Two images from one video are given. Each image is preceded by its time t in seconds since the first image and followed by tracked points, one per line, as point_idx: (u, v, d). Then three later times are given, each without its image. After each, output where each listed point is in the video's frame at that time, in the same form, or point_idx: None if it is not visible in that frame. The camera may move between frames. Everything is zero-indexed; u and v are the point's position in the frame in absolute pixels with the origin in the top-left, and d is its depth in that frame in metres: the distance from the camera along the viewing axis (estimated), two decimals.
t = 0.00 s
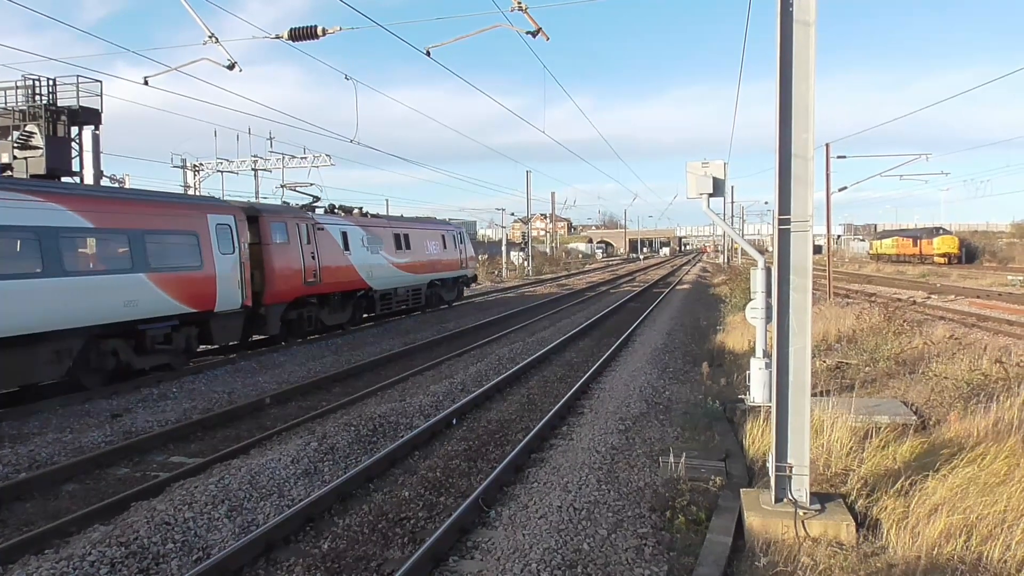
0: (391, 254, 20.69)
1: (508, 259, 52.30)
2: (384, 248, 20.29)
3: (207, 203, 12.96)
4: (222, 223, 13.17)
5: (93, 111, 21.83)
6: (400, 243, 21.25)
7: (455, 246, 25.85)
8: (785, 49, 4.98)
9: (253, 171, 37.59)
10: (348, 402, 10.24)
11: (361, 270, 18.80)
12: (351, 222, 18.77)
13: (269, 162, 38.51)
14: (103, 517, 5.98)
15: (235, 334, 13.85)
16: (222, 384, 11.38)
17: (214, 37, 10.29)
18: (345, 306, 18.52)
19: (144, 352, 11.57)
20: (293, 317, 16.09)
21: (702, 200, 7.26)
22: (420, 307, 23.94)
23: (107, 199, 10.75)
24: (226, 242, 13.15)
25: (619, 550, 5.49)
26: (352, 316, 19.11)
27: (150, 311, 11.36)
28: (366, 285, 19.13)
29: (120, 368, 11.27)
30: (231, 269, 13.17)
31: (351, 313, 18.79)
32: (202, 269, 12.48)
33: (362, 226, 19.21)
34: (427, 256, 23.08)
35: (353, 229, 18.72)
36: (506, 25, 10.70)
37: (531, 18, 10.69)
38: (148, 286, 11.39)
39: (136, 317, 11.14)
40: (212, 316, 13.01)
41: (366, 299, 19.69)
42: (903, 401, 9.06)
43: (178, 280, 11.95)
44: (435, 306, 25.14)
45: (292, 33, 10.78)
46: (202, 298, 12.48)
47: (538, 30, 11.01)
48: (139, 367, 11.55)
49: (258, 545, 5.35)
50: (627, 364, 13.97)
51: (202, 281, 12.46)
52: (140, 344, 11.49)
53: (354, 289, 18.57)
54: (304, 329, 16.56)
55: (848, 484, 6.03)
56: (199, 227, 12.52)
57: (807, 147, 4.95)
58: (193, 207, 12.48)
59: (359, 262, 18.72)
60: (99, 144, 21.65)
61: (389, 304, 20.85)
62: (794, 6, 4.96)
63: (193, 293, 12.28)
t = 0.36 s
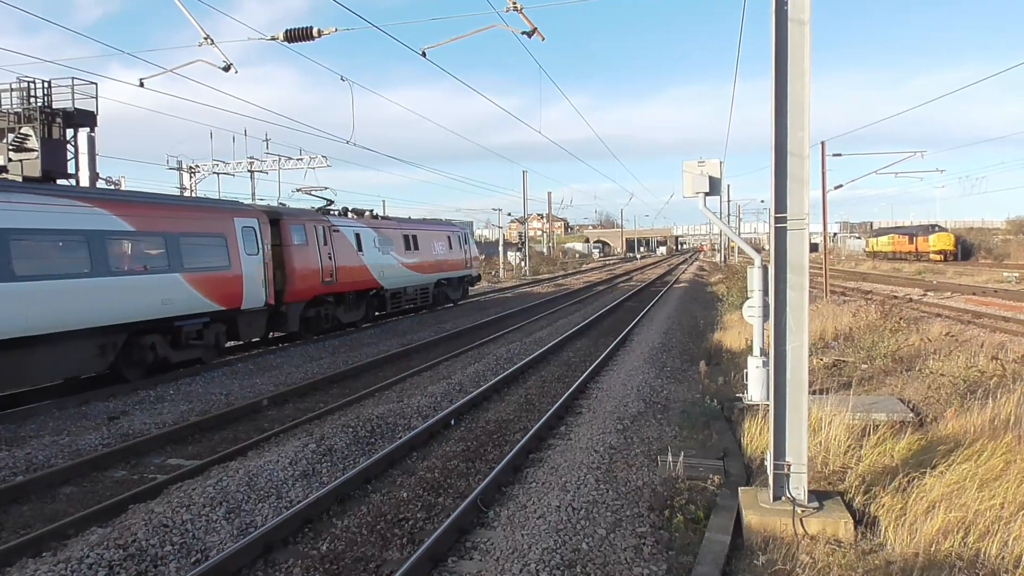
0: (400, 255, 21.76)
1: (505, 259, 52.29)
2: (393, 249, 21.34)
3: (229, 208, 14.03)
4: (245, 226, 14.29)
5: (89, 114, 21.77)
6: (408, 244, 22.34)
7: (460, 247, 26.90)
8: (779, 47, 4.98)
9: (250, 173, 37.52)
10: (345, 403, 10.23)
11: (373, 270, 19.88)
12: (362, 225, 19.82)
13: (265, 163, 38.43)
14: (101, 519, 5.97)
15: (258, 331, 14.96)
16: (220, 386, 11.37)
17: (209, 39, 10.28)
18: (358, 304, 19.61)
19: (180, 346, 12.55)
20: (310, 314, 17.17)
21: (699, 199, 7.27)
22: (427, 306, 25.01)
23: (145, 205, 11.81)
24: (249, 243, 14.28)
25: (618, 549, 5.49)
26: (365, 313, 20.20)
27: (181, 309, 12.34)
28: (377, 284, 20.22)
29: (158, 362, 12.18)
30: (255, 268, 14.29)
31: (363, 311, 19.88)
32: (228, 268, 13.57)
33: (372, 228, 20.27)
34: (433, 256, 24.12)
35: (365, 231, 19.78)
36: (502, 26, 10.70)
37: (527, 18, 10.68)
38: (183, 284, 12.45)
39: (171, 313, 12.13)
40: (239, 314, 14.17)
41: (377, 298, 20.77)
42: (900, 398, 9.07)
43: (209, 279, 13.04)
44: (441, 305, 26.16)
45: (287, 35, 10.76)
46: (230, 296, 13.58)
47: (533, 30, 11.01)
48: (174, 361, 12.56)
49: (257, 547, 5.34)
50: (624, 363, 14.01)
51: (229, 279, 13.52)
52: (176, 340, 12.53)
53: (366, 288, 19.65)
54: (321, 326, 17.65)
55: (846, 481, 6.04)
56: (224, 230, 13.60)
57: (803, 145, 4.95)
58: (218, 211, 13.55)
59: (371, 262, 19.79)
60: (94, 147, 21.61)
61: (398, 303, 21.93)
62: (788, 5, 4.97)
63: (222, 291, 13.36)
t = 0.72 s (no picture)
0: (412, 255, 22.63)
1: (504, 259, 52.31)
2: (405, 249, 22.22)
3: (257, 211, 14.78)
4: (271, 227, 15.13)
5: (87, 114, 21.75)
6: (419, 244, 23.23)
7: (467, 247, 27.77)
8: (777, 47, 4.99)
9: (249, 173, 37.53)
10: (345, 404, 10.24)
11: (387, 270, 20.74)
12: (376, 226, 20.70)
13: (264, 164, 38.43)
14: (100, 521, 5.97)
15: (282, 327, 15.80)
16: (219, 387, 11.38)
17: (208, 40, 10.28)
18: (373, 302, 20.47)
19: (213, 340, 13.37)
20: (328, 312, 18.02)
21: (698, 199, 7.27)
22: (435, 305, 25.86)
23: (177, 208, 12.52)
24: (275, 244, 15.11)
25: (618, 549, 5.49)
26: (379, 311, 21.07)
27: (207, 306, 12.90)
28: (391, 283, 21.07)
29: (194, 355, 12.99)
30: (280, 268, 15.07)
31: (377, 309, 20.75)
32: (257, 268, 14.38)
33: (386, 229, 21.15)
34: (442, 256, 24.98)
35: (379, 232, 20.64)
36: (500, 27, 10.72)
37: (525, 19, 10.69)
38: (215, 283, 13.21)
39: (205, 310, 12.90)
40: (265, 311, 14.96)
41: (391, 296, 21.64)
42: (899, 398, 9.07)
43: (239, 278, 13.81)
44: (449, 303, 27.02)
45: (286, 36, 10.77)
46: (257, 293, 14.35)
47: (531, 31, 11.01)
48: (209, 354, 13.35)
49: (256, 548, 5.34)
50: (624, 364, 14.02)
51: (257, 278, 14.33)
52: (210, 334, 13.33)
53: (380, 287, 20.52)
54: (339, 323, 18.51)
55: (845, 481, 6.05)
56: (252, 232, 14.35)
57: (801, 145, 4.96)
58: (246, 214, 14.30)
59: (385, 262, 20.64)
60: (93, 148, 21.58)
61: (409, 301, 22.80)
62: (787, 5, 4.97)
63: (251, 288, 14.13)
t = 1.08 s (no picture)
0: (421, 255, 23.53)
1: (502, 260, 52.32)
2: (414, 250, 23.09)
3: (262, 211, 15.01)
4: (294, 228, 15.93)
5: (85, 114, 21.69)
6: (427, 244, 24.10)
7: (472, 248, 28.64)
8: (774, 48, 5.00)
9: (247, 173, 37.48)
10: (342, 405, 10.23)
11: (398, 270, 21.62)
12: (387, 227, 21.53)
13: (261, 164, 38.37)
14: (96, 521, 5.96)
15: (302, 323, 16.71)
16: (216, 387, 11.35)
17: (206, 40, 10.27)
18: (385, 300, 21.40)
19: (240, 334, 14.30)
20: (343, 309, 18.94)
21: (695, 200, 7.27)
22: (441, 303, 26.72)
23: (183, 209, 12.79)
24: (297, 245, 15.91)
25: (615, 550, 5.49)
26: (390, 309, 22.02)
27: (209, 305, 13.08)
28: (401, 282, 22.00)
29: (223, 348, 13.91)
30: (301, 267, 15.93)
31: (388, 306, 21.68)
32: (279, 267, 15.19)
33: (396, 230, 21.98)
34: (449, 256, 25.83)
35: (390, 233, 21.48)
36: (498, 28, 10.72)
37: (523, 20, 10.69)
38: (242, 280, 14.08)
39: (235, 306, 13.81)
40: (287, 307, 15.91)
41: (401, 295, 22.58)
42: (895, 400, 9.08)
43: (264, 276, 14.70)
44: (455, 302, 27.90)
45: (284, 36, 10.76)
46: (281, 291, 15.22)
47: (530, 32, 10.99)
48: (237, 348, 14.32)
49: (253, 549, 5.33)
50: (621, 365, 14.03)
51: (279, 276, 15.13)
52: (238, 329, 14.26)
53: (392, 285, 21.44)
54: (354, 319, 19.51)
55: (841, 483, 6.06)
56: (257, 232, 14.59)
57: (798, 146, 4.97)
58: (270, 216, 15.12)
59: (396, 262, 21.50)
60: (91, 148, 21.53)
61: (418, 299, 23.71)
62: (784, 7, 4.98)
63: (275, 286, 15.02)
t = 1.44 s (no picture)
0: (430, 255, 24.29)
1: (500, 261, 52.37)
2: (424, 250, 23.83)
3: (259, 212, 15.12)
4: (313, 230, 16.89)
5: (83, 114, 21.66)
6: (436, 245, 24.89)
7: (479, 247, 29.42)
8: (773, 49, 5.00)
9: (245, 173, 37.47)
10: (340, 405, 10.22)
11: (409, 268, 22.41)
12: (398, 229, 22.29)
13: (259, 164, 38.36)
14: (92, 522, 5.94)
15: (321, 318, 17.55)
16: (213, 387, 11.34)
17: (204, 40, 10.27)
18: (396, 297, 22.22)
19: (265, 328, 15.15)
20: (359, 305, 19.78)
21: (693, 201, 7.28)
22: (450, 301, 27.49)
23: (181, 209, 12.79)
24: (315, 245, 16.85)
25: (612, 551, 5.49)
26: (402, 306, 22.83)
27: (206, 306, 13.10)
28: (413, 280, 22.81)
29: (250, 341, 14.74)
30: (320, 266, 16.85)
31: (400, 303, 22.49)
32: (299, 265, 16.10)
33: (406, 231, 22.71)
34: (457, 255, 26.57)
35: (401, 233, 22.26)
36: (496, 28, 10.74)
37: (522, 21, 10.70)
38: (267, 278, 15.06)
39: (252, 304, 14.43)
40: (307, 303, 16.77)
41: (412, 293, 23.38)
42: (892, 401, 9.09)
43: (287, 275, 15.67)
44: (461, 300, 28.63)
45: (282, 36, 10.76)
46: (303, 289, 16.20)
47: (528, 33, 11.05)
48: (263, 342, 15.17)
49: (250, 550, 5.32)
50: (618, 365, 14.03)
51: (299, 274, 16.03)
52: (263, 324, 15.15)
53: (403, 284, 22.26)
54: (370, 315, 20.37)
55: (839, 484, 6.06)
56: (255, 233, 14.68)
57: (796, 148, 4.98)
58: (291, 218, 16.07)
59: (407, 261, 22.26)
60: (88, 147, 21.50)
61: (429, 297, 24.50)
62: (783, 9, 4.98)
63: (297, 284, 16.00)
